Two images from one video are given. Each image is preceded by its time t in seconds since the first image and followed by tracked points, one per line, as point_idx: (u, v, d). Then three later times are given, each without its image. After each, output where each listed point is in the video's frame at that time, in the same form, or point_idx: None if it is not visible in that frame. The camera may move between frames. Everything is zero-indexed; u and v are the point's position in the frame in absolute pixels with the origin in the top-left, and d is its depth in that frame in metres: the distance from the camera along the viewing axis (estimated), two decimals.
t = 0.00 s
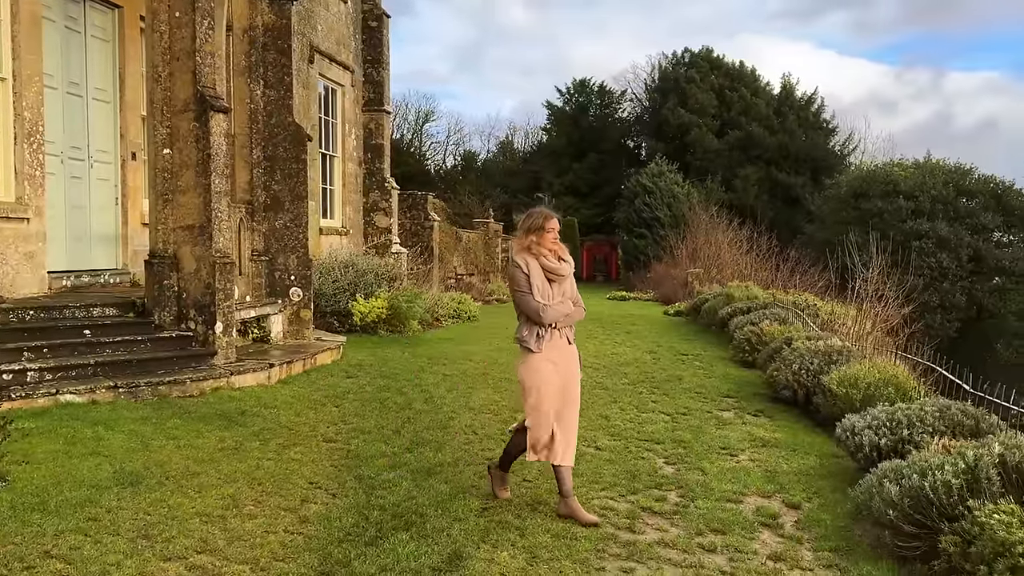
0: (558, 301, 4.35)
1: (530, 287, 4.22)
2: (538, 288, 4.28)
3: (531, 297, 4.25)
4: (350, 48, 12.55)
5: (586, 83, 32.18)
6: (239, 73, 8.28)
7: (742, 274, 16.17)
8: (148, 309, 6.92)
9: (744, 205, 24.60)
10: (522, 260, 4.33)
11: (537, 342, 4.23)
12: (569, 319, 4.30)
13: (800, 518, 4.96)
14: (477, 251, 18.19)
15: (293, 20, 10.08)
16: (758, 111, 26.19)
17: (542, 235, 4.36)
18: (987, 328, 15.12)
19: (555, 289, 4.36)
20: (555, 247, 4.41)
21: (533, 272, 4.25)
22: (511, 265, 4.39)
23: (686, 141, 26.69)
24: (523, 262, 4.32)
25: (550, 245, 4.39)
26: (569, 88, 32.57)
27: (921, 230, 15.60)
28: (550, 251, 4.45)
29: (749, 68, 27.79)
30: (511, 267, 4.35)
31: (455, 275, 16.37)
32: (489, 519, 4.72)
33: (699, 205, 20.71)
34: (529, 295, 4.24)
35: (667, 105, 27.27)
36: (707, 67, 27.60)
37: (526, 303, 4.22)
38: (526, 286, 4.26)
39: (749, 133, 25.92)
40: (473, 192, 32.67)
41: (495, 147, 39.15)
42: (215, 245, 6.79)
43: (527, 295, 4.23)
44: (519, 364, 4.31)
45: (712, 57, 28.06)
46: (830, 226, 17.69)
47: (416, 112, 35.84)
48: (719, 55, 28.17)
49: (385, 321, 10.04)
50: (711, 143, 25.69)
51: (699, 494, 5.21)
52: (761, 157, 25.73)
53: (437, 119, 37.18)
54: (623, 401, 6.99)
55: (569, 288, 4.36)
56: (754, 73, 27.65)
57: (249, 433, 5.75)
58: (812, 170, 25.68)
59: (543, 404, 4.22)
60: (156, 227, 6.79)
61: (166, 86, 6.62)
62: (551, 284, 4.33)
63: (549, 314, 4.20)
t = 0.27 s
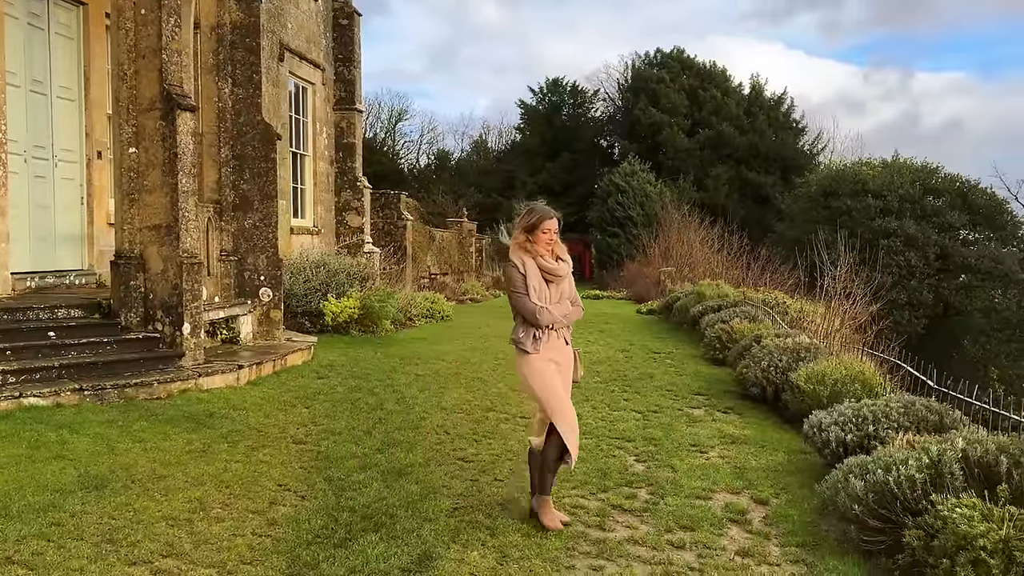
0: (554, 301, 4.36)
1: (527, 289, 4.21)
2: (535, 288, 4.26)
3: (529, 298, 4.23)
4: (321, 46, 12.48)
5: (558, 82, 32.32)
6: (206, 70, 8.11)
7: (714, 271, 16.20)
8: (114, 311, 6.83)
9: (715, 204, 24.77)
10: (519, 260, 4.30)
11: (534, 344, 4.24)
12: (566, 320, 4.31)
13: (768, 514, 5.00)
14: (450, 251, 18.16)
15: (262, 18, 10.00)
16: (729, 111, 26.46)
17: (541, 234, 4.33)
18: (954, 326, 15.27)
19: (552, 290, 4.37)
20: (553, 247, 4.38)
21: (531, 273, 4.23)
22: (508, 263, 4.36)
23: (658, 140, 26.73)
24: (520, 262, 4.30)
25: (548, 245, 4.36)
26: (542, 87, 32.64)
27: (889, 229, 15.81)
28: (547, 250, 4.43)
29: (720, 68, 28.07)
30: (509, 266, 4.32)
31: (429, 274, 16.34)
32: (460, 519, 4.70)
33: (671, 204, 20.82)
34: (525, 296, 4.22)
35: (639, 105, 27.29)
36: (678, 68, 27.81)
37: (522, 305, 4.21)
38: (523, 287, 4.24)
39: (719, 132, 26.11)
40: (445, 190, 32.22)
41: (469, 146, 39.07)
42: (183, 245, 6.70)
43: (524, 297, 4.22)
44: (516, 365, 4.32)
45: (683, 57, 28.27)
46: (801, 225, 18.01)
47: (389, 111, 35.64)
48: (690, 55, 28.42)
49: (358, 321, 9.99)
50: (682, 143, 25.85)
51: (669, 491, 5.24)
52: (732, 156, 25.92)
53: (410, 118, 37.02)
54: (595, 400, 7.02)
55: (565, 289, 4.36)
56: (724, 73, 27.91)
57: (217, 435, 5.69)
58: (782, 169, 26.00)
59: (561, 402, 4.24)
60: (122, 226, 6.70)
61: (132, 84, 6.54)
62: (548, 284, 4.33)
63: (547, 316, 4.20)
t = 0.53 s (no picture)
0: (553, 310, 4.16)
1: (524, 297, 4.01)
2: (532, 297, 4.07)
3: (525, 307, 4.03)
4: (288, 44, 12.37)
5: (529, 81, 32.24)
6: (170, 68, 8.00)
7: (684, 269, 16.28)
8: (77, 312, 6.72)
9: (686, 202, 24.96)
10: (515, 267, 4.11)
11: (532, 354, 4.02)
12: (564, 329, 4.12)
13: (734, 509, 5.04)
14: (422, 250, 18.11)
15: (227, 14, 9.90)
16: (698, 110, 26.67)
17: (539, 241, 4.14)
18: (918, 322, 15.22)
19: (549, 298, 4.18)
20: (551, 254, 4.20)
21: (527, 281, 4.03)
22: (504, 271, 4.16)
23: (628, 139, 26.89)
24: (516, 270, 4.10)
25: (547, 252, 4.17)
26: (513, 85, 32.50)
27: (856, 227, 15.58)
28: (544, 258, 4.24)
29: (688, 67, 28.39)
30: (504, 274, 4.12)
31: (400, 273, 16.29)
32: (428, 519, 4.68)
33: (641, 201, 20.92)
34: (522, 304, 4.02)
35: (609, 104, 27.50)
36: (647, 67, 28.18)
37: (518, 313, 4.00)
38: (519, 295, 4.04)
39: (688, 131, 26.27)
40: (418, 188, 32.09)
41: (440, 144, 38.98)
42: (147, 244, 6.61)
43: (520, 305, 4.02)
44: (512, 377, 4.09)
45: (652, 56, 28.53)
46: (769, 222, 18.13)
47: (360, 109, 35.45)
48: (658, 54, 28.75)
49: (327, 320, 9.95)
50: (652, 142, 26.07)
51: (637, 488, 5.26)
52: (700, 155, 26.02)
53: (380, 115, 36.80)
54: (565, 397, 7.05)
55: (564, 296, 4.18)
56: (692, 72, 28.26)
57: (182, 437, 5.63)
58: (750, 168, 26.25)
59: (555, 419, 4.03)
60: (84, 226, 6.60)
61: (94, 81, 6.44)
62: (545, 292, 4.13)
63: (544, 325, 4.00)
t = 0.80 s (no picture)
0: (550, 307, 4.01)
1: (520, 293, 3.86)
2: (529, 292, 3.91)
3: (522, 303, 3.87)
4: (254, 41, 12.26)
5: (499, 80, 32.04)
6: (132, 65, 7.89)
7: (653, 267, 16.41)
8: (36, 313, 6.60)
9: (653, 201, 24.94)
10: (511, 262, 3.96)
11: (529, 352, 3.84)
12: (562, 327, 3.96)
13: (699, 505, 5.07)
14: (392, 249, 18.04)
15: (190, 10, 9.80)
16: (665, 109, 26.83)
17: (536, 236, 4.02)
18: (883, 318, 15.23)
19: (546, 295, 4.03)
20: (547, 250, 4.07)
21: (524, 276, 3.89)
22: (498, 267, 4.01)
23: (597, 138, 27.12)
24: (512, 265, 3.96)
25: (543, 248, 4.05)
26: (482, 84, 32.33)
27: (821, 225, 15.77)
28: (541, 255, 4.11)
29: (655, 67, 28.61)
30: (500, 270, 3.97)
31: (369, 272, 16.25)
32: (394, 520, 4.65)
33: (611, 200, 21.01)
34: (518, 300, 3.86)
35: (578, 103, 27.71)
36: (616, 67, 28.47)
37: (515, 309, 3.84)
38: (515, 291, 3.89)
39: (656, 131, 26.36)
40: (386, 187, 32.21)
41: (410, 143, 38.87)
42: (107, 244, 6.51)
43: (516, 300, 3.86)
44: (507, 377, 3.91)
45: (620, 54, 28.89)
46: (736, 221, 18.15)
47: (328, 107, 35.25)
48: (626, 54, 29.07)
49: (294, 320, 9.90)
50: (622, 141, 26.14)
51: (604, 485, 5.27)
52: (669, 154, 26.16)
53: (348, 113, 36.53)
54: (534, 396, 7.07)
55: (562, 293, 4.04)
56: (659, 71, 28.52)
57: (144, 440, 5.54)
58: (717, 167, 26.49)
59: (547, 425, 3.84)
60: (42, 226, 6.48)
61: (52, 78, 6.32)
62: (542, 289, 3.99)
63: (543, 321, 3.83)
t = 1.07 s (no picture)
0: (542, 309, 3.89)
1: (514, 294, 3.73)
2: (521, 295, 3.78)
3: (515, 305, 3.74)
4: (217, 39, 12.14)
5: (468, 79, 31.97)
6: (90, 63, 7.82)
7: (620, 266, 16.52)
8: None
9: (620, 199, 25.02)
10: (504, 262, 3.81)
11: (519, 356, 3.73)
12: (555, 330, 3.85)
13: (663, 503, 5.09)
14: (360, 249, 17.96)
15: (150, 7, 9.69)
16: (631, 109, 27.04)
17: (530, 235, 3.85)
18: (845, 316, 15.43)
19: (539, 296, 3.89)
20: (540, 249, 3.92)
21: (517, 278, 3.75)
22: (490, 267, 3.86)
23: (566, 137, 27.32)
24: (505, 265, 3.81)
25: (537, 247, 3.89)
26: (452, 84, 32.19)
27: (785, 225, 15.77)
28: (535, 254, 3.95)
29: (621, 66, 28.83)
30: (491, 270, 3.82)
31: (337, 272, 16.19)
32: (357, 523, 4.60)
33: (579, 198, 21.10)
34: (511, 303, 3.74)
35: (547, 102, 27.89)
36: (584, 67, 28.66)
37: (508, 312, 3.72)
38: (508, 293, 3.75)
39: (624, 131, 26.61)
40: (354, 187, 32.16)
41: (377, 142, 38.70)
42: (64, 246, 6.39)
43: (509, 302, 3.73)
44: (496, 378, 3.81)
45: (587, 54, 29.10)
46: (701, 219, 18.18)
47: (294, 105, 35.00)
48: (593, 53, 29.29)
49: (258, 322, 9.88)
50: (590, 140, 26.37)
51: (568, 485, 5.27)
52: (636, 154, 26.37)
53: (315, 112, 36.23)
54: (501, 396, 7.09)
55: (555, 296, 3.90)
56: (625, 71, 28.80)
57: (101, 446, 5.45)
58: (684, 166, 26.57)
59: (526, 432, 3.71)
60: None
61: (6, 76, 6.20)
62: (535, 290, 3.86)
63: (535, 325, 3.72)
